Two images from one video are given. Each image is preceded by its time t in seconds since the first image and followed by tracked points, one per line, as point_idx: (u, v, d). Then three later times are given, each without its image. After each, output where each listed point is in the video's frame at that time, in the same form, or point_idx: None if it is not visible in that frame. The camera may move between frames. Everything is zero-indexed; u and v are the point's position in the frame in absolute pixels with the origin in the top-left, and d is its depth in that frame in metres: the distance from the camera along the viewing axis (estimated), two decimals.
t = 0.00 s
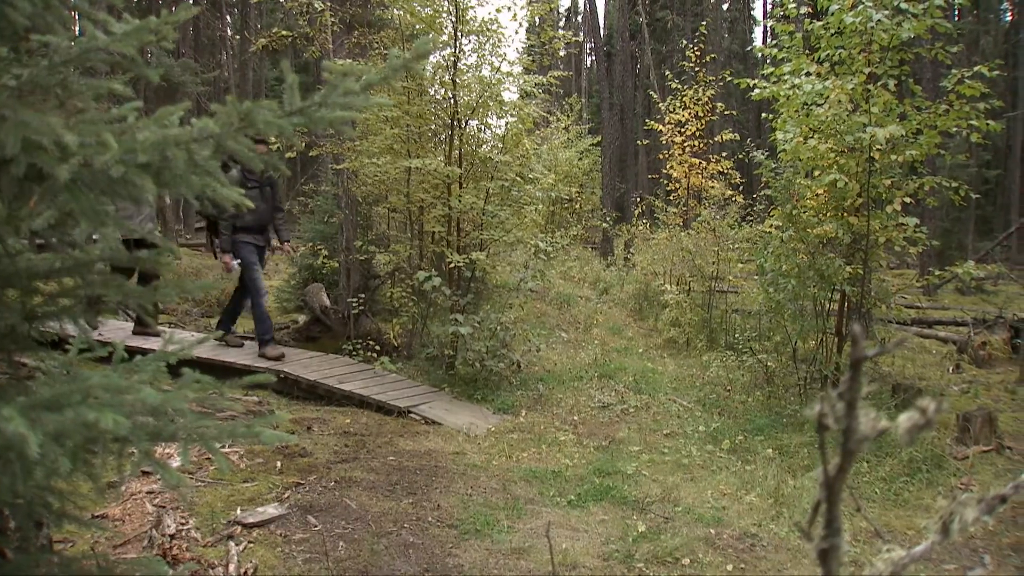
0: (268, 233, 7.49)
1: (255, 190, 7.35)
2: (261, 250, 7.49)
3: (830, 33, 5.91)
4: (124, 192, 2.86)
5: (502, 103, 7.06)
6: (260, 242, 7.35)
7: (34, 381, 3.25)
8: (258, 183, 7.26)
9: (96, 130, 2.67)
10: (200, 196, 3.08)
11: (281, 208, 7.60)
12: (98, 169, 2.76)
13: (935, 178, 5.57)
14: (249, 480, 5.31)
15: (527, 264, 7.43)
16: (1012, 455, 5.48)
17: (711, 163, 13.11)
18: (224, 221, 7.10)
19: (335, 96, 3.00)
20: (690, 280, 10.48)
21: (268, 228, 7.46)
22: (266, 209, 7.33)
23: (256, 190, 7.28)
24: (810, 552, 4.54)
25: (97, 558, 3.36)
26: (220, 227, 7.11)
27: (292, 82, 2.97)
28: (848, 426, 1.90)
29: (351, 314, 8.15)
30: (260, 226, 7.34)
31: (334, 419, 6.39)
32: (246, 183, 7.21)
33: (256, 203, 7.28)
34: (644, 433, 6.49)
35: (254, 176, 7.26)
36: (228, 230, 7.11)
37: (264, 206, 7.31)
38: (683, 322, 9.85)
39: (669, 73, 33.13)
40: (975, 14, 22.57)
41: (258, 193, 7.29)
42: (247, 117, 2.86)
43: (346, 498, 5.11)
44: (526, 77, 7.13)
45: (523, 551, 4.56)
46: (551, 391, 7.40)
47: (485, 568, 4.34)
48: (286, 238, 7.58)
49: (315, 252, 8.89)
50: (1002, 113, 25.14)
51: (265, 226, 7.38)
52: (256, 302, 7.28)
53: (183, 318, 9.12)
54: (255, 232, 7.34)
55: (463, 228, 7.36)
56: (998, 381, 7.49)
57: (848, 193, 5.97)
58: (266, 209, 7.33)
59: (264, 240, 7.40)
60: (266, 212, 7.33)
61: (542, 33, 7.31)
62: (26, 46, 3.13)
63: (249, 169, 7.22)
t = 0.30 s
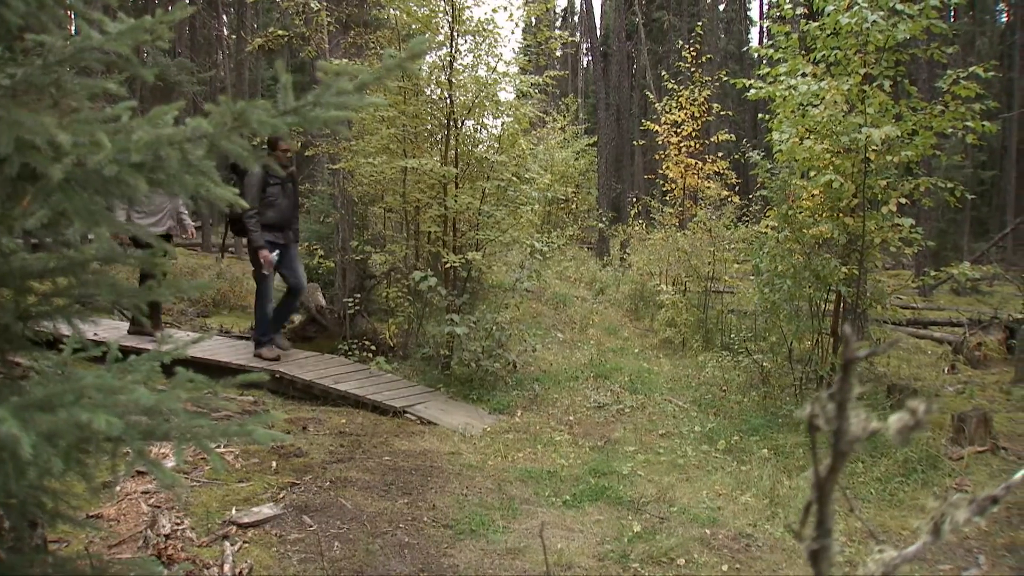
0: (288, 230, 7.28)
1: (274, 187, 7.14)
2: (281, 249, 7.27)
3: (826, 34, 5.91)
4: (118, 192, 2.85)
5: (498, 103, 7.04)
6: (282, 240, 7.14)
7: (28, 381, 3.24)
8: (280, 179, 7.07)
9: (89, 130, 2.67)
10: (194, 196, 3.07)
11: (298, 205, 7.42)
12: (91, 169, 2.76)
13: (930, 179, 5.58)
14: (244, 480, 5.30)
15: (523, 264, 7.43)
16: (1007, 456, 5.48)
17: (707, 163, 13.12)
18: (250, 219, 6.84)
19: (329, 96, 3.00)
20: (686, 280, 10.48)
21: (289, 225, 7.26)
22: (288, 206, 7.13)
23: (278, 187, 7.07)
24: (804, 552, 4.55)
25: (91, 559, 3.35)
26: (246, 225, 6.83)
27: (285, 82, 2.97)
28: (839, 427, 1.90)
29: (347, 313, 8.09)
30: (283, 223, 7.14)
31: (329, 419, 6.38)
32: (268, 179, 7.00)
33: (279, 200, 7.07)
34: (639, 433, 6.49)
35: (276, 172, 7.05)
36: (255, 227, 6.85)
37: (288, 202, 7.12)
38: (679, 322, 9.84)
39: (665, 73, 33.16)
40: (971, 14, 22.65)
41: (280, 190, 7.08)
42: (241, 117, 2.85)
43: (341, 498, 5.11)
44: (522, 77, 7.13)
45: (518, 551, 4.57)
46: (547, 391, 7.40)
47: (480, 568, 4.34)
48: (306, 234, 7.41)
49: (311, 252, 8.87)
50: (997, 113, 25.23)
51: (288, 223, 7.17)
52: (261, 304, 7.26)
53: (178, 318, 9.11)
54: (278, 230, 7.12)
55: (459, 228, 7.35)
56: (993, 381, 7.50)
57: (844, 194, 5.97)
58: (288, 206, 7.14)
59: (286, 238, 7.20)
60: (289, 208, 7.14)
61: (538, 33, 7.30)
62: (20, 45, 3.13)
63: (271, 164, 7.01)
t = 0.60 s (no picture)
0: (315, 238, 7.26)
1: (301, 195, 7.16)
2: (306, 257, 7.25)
3: (821, 32, 5.88)
4: (109, 191, 2.84)
5: (494, 101, 7.02)
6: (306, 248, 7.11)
7: (21, 381, 3.24)
8: (306, 186, 7.07)
9: (80, 129, 2.67)
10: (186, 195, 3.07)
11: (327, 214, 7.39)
12: (82, 168, 2.75)
13: (924, 175, 5.58)
14: (240, 479, 5.30)
15: (519, 263, 7.44)
16: (1002, 452, 5.49)
17: (702, 161, 13.12)
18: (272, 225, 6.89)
19: (320, 94, 3.00)
20: (682, 278, 10.49)
21: (315, 233, 7.23)
22: (313, 214, 7.12)
23: (304, 194, 7.07)
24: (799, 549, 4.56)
25: (87, 558, 3.35)
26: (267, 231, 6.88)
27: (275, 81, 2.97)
28: (826, 423, 1.90)
29: (342, 313, 8.05)
30: (308, 231, 7.12)
31: (325, 418, 6.38)
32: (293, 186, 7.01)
33: (303, 208, 7.05)
34: (636, 431, 6.50)
35: (302, 180, 7.07)
36: (276, 233, 6.89)
37: (313, 211, 7.11)
38: (675, 320, 9.83)
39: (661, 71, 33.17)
40: (966, 11, 22.70)
41: (306, 197, 7.08)
42: (231, 116, 2.84)
43: (338, 497, 5.11)
44: (517, 76, 7.13)
45: (515, 549, 4.58)
46: (543, 390, 7.41)
47: (477, 566, 4.35)
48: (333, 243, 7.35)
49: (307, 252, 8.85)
50: (992, 111, 25.27)
51: (313, 231, 7.16)
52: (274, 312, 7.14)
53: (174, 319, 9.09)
54: (302, 238, 7.11)
55: (454, 227, 7.34)
56: (989, 377, 7.51)
57: (839, 191, 5.98)
58: (313, 214, 7.12)
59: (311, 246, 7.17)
60: (314, 217, 7.13)
61: (533, 31, 7.29)
62: (12, 45, 3.13)
63: (297, 172, 7.04)
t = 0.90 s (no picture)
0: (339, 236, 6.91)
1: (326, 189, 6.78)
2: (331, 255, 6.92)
3: (813, 26, 5.91)
4: (96, 186, 2.83)
5: (486, 97, 7.05)
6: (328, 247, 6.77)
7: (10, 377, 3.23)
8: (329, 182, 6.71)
9: (65, 125, 2.65)
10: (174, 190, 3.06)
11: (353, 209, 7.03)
12: (68, 163, 2.74)
13: (916, 169, 5.59)
14: (233, 476, 5.29)
15: (512, 258, 7.48)
16: (994, 445, 5.50)
17: (695, 156, 13.12)
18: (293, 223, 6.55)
19: (307, 88, 2.99)
20: (675, 273, 10.50)
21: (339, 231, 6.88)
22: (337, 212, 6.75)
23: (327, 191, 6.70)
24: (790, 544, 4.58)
25: (78, 555, 3.35)
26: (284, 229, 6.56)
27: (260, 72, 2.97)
28: (809, 414, 1.89)
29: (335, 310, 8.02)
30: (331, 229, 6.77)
31: (319, 414, 6.37)
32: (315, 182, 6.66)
33: (326, 204, 6.67)
34: (629, 425, 6.50)
35: (325, 175, 6.70)
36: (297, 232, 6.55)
37: (336, 208, 6.74)
38: (667, 315, 9.83)
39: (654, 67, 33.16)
40: (958, 6, 22.74)
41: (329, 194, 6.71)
42: (218, 111, 2.83)
43: (330, 493, 5.10)
44: (510, 71, 7.11)
45: (508, 544, 4.59)
46: (536, 385, 7.41)
47: (469, 562, 4.36)
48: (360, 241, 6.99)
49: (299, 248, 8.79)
50: (984, 106, 25.35)
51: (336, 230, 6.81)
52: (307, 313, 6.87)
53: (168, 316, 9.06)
54: (326, 237, 6.76)
55: (447, 222, 7.32)
56: (981, 370, 7.53)
57: (831, 185, 5.97)
58: (337, 211, 6.76)
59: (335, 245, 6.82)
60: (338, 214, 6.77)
61: (525, 26, 7.28)
62: None
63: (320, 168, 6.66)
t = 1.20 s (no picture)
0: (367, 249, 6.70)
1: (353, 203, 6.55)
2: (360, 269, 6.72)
3: (808, 26, 5.89)
4: (89, 185, 2.82)
5: (481, 96, 7.02)
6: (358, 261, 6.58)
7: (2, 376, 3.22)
8: (355, 195, 6.48)
9: (58, 123, 2.64)
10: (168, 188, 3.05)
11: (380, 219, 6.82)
12: (61, 162, 2.73)
13: (910, 170, 5.60)
14: (227, 475, 5.28)
15: (506, 258, 7.46)
16: (987, 446, 5.51)
17: (690, 155, 13.12)
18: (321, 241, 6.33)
19: (301, 87, 2.97)
20: (670, 273, 10.50)
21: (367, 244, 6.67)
22: (365, 225, 6.54)
23: (354, 204, 6.48)
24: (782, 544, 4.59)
25: (70, 555, 3.34)
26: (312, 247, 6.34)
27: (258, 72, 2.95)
28: (801, 416, 1.89)
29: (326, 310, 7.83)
30: (359, 243, 6.56)
31: (313, 413, 6.36)
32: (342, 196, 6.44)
33: (354, 218, 6.45)
34: (623, 425, 6.50)
35: (351, 188, 6.48)
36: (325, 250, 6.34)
37: (364, 222, 6.52)
38: (662, 315, 9.83)
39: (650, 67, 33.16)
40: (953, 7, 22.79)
41: (356, 207, 6.49)
42: (211, 109, 2.82)
43: (324, 492, 5.10)
44: (505, 70, 7.11)
45: (501, 544, 4.60)
46: (530, 384, 7.41)
47: (463, 562, 4.36)
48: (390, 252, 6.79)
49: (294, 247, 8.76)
50: (979, 106, 25.42)
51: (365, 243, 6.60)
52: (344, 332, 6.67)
53: (162, 314, 9.02)
54: (354, 252, 6.56)
55: (442, 222, 7.30)
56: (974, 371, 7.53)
57: (825, 185, 5.98)
58: (365, 224, 6.54)
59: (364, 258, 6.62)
60: (366, 228, 6.55)
61: (520, 25, 7.26)
62: None
63: (346, 181, 6.42)
